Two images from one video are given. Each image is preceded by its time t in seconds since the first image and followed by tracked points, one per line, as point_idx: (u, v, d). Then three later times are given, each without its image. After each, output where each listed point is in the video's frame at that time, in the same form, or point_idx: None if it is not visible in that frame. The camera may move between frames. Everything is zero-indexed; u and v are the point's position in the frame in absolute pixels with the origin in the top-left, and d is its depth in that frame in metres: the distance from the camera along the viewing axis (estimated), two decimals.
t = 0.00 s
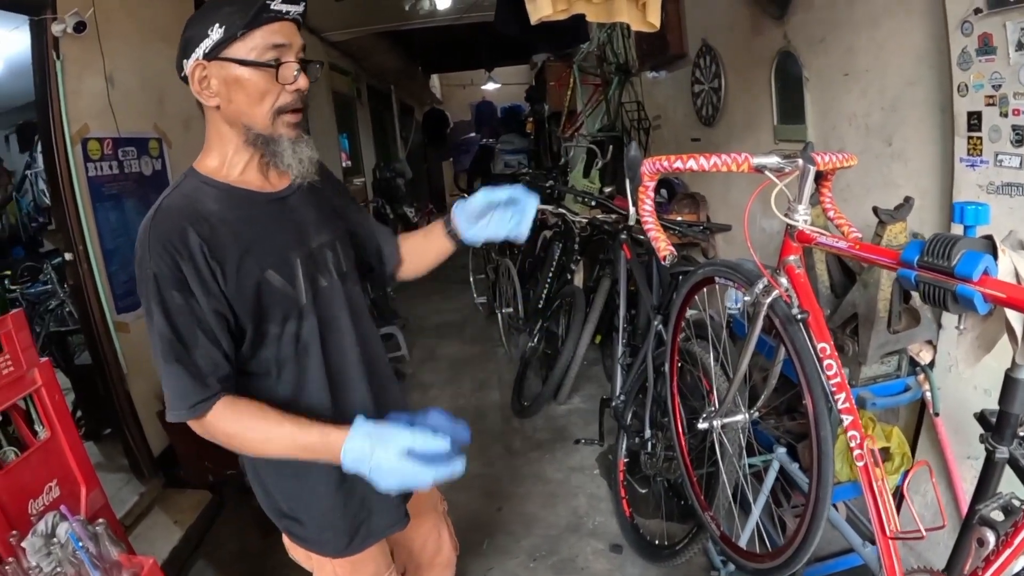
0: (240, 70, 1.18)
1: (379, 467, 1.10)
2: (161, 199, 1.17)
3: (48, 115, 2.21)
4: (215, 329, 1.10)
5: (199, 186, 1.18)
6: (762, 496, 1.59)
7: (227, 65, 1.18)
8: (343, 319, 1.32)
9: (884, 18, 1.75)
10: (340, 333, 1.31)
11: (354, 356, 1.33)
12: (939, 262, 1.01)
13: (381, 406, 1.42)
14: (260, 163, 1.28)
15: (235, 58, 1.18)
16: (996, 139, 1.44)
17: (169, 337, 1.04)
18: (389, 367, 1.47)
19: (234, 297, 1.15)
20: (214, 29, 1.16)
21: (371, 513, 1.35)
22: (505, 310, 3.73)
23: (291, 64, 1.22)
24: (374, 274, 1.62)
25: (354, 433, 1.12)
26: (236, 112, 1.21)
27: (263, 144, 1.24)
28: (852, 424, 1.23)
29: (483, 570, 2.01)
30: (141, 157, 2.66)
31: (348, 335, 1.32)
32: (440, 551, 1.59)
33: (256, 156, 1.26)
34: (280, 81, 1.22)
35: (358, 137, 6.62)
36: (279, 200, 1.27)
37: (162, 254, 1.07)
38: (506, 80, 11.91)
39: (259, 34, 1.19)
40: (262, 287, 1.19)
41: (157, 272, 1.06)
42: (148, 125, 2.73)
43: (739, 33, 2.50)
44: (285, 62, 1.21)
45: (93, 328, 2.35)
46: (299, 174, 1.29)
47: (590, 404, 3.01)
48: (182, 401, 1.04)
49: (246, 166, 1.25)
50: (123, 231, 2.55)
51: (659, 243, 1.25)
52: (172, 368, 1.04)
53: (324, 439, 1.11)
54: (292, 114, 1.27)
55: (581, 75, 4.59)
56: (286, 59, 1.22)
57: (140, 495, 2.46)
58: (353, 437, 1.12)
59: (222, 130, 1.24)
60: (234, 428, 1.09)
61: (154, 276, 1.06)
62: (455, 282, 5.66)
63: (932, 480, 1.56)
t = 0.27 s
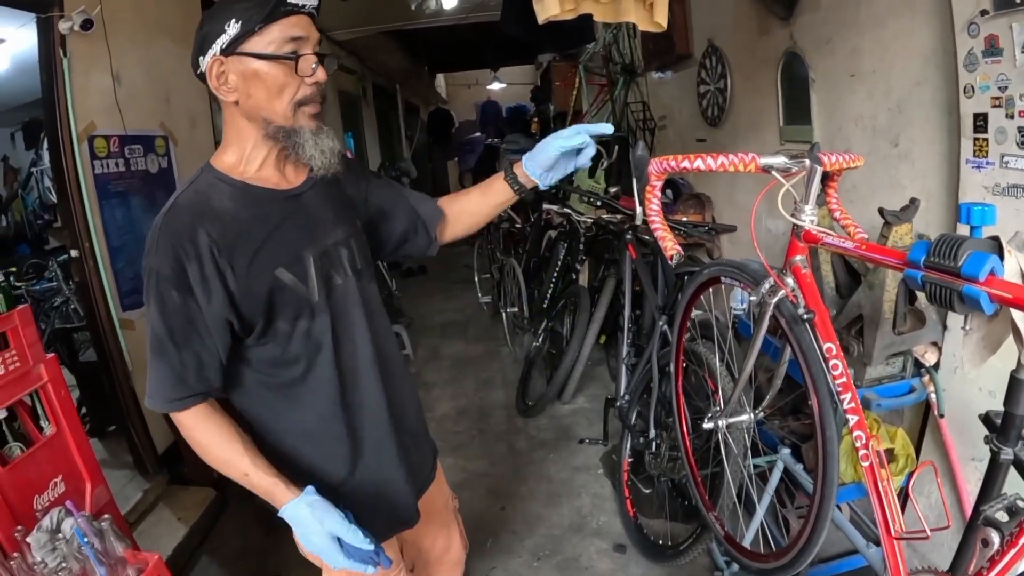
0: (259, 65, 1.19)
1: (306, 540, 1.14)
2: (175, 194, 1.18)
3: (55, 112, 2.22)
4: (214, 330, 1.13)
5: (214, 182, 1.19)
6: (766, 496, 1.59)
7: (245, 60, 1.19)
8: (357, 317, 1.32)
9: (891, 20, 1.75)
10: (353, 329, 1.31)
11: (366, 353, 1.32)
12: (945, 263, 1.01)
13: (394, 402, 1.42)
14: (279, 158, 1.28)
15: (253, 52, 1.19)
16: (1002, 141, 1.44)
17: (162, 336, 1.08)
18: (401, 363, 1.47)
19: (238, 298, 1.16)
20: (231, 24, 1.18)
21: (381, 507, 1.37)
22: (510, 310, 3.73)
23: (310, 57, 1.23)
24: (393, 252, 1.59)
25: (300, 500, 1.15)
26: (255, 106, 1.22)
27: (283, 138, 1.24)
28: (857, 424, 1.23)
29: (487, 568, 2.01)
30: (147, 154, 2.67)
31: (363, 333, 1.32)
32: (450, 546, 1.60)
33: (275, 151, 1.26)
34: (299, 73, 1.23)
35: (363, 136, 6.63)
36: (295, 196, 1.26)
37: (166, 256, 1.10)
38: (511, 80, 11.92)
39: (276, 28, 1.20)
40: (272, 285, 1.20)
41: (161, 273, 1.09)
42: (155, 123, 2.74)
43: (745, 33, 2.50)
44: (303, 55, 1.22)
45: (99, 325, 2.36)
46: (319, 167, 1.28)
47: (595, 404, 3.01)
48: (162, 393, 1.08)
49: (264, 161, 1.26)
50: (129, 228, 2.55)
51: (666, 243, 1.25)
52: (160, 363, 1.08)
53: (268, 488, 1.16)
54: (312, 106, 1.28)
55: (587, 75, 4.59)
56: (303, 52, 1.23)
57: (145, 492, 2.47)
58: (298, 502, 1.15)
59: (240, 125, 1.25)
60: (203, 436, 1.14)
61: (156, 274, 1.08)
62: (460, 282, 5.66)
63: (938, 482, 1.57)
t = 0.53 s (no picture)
0: (275, 61, 1.20)
1: (336, 520, 1.15)
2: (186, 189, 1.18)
3: (55, 112, 2.22)
4: (226, 324, 1.12)
5: (225, 178, 1.20)
6: (766, 497, 1.59)
7: (262, 56, 1.20)
8: (364, 318, 1.31)
9: (892, 20, 1.75)
10: (361, 326, 1.31)
11: (376, 351, 1.32)
12: (945, 263, 1.01)
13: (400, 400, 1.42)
14: (290, 155, 1.29)
15: (270, 49, 1.19)
16: (1002, 142, 1.44)
17: (174, 328, 1.07)
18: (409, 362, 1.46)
19: (249, 293, 1.16)
20: (249, 20, 1.18)
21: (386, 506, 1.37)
22: (510, 310, 3.73)
23: (326, 56, 1.23)
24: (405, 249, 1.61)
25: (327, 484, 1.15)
26: (270, 102, 1.23)
27: (296, 135, 1.25)
28: (857, 425, 1.23)
29: (487, 568, 2.01)
30: (148, 154, 2.67)
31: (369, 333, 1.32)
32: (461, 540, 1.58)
33: (286, 147, 1.27)
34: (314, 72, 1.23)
35: (364, 136, 6.63)
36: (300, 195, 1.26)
37: (178, 249, 1.09)
38: (512, 79, 11.91)
39: (294, 26, 1.20)
40: (282, 282, 1.20)
41: (173, 265, 1.08)
42: (156, 123, 2.74)
43: (746, 33, 2.50)
44: (320, 54, 1.23)
45: (100, 324, 2.36)
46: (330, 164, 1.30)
47: (595, 404, 3.01)
48: (183, 387, 1.08)
49: (275, 158, 1.27)
50: (129, 227, 2.55)
51: (666, 243, 1.25)
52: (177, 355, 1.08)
53: (299, 472, 1.15)
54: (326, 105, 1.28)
55: (587, 75, 4.59)
56: (320, 51, 1.23)
57: (145, 491, 2.47)
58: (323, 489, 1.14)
59: (253, 120, 1.26)
60: (224, 428, 1.13)
61: (169, 267, 1.08)
62: (460, 282, 5.66)
63: (937, 483, 1.57)
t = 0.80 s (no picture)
0: (313, 62, 1.22)
1: (414, 458, 1.09)
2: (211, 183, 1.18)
3: (55, 111, 2.22)
4: (256, 314, 1.10)
5: (249, 174, 1.21)
6: (765, 497, 1.59)
7: (299, 56, 1.21)
8: (378, 315, 1.31)
9: (892, 20, 1.75)
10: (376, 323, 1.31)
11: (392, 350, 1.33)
12: (944, 264, 1.01)
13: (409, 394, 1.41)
14: (313, 155, 1.29)
15: (308, 50, 1.21)
16: (1002, 142, 1.44)
17: (209, 316, 1.04)
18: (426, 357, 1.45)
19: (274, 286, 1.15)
20: (290, 20, 1.20)
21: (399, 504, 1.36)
22: (510, 310, 3.73)
23: (359, 63, 1.27)
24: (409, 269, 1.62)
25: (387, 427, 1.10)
26: (302, 101, 1.23)
27: (323, 136, 1.26)
28: (856, 425, 1.23)
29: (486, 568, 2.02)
30: (148, 154, 2.68)
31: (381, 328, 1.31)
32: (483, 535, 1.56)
33: (310, 147, 1.28)
34: (347, 78, 1.26)
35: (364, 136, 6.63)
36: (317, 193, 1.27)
37: (209, 238, 1.08)
38: (512, 79, 11.92)
39: (333, 31, 1.23)
40: (306, 276, 1.20)
41: (206, 247, 1.07)
42: (156, 122, 2.75)
43: (746, 33, 2.50)
44: (355, 61, 1.26)
45: (100, 324, 2.36)
46: (352, 170, 1.32)
47: (595, 404, 3.01)
48: (214, 381, 1.03)
49: (298, 157, 1.27)
50: (129, 226, 2.56)
51: (664, 243, 1.25)
52: (213, 343, 1.03)
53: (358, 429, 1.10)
54: (352, 111, 1.31)
55: (587, 75, 4.60)
56: (354, 58, 1.26)
57: (145, 491, 2.48)
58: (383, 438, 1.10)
59: (281, 118, 1.25)
60: (269, 412, 1.08)
61: (200, 255, 1.06)
62: (460, 281, 5.67)
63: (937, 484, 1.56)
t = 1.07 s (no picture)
0: (352, 57, 1.25)
1: (526, 201, 0.89)
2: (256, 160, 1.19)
3: (53, 111, 2.22)
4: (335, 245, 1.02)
5: (292, 154, 1.22)
6: (763, 498, 1.60)
7: (338, 51, 1.24)
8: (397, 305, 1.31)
9: (891, 22, 1.75)
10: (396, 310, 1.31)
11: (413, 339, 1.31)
12: (941, 265, 1.01)
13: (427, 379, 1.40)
14: (351, 145, 1.31)
15: (347, 46, 1.24)
16: (1000, 143, 1.44)
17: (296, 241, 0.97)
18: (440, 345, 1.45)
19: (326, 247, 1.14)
20: (329, 19, 1.24)
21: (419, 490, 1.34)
22: (509, 310, 3.74)
23: (394, 59, 1.30)
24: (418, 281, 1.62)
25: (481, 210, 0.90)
26: (341, 93, 1.25)
27: (362, 126, 1.28)
28: (852, 426, 1.23)
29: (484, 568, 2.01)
30: (147, 154, 2.68)
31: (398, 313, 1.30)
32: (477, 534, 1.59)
33: (349, 137, 1.29)
34: (384, 71, 1.29)
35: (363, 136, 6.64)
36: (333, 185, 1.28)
37: (274, 190, 1.08)
38: (511, 80, 11.92)
39: (369, 29, 1.27)
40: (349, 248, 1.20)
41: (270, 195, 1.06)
42: (154, 123, 2.75)
43: (745, 34, 2.50)
44: (390, 57, 1.29)
45: (98, 324, 2.36)
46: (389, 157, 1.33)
47: (593, 404, 3.01)
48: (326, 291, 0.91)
49: (339, 145, 1.28)
50: (128, 226, 2.56)
51: (661, 244, 1.25)
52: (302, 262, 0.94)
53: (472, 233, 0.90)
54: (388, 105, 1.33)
55: (586, 76, 4.60)
56: (389, 54, 1.30)
57: (144, 491, 2.48)
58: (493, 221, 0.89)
59: (321, 109, 1.27)
60: (361, 315, 0.91)
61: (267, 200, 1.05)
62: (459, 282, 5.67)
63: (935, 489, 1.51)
